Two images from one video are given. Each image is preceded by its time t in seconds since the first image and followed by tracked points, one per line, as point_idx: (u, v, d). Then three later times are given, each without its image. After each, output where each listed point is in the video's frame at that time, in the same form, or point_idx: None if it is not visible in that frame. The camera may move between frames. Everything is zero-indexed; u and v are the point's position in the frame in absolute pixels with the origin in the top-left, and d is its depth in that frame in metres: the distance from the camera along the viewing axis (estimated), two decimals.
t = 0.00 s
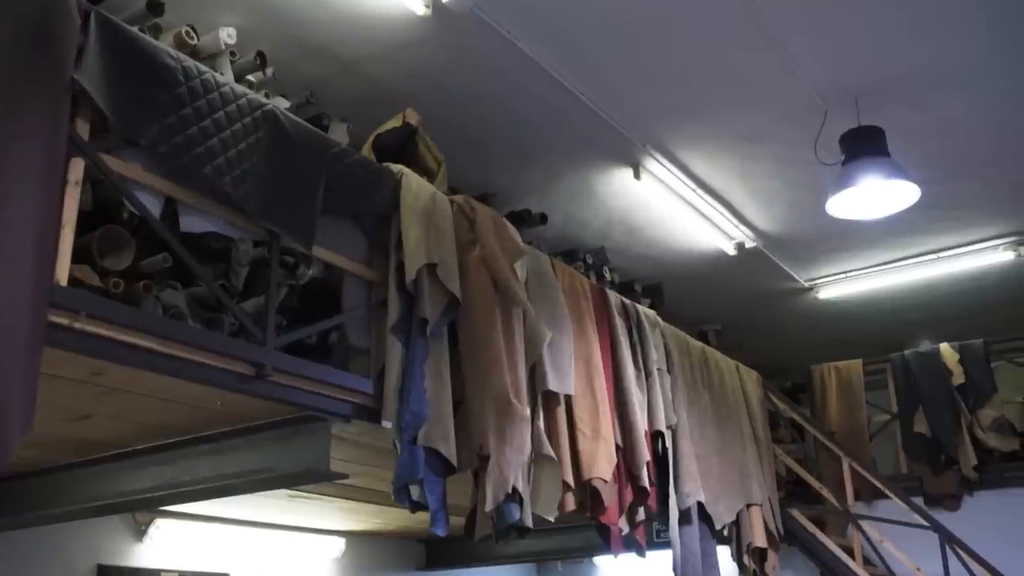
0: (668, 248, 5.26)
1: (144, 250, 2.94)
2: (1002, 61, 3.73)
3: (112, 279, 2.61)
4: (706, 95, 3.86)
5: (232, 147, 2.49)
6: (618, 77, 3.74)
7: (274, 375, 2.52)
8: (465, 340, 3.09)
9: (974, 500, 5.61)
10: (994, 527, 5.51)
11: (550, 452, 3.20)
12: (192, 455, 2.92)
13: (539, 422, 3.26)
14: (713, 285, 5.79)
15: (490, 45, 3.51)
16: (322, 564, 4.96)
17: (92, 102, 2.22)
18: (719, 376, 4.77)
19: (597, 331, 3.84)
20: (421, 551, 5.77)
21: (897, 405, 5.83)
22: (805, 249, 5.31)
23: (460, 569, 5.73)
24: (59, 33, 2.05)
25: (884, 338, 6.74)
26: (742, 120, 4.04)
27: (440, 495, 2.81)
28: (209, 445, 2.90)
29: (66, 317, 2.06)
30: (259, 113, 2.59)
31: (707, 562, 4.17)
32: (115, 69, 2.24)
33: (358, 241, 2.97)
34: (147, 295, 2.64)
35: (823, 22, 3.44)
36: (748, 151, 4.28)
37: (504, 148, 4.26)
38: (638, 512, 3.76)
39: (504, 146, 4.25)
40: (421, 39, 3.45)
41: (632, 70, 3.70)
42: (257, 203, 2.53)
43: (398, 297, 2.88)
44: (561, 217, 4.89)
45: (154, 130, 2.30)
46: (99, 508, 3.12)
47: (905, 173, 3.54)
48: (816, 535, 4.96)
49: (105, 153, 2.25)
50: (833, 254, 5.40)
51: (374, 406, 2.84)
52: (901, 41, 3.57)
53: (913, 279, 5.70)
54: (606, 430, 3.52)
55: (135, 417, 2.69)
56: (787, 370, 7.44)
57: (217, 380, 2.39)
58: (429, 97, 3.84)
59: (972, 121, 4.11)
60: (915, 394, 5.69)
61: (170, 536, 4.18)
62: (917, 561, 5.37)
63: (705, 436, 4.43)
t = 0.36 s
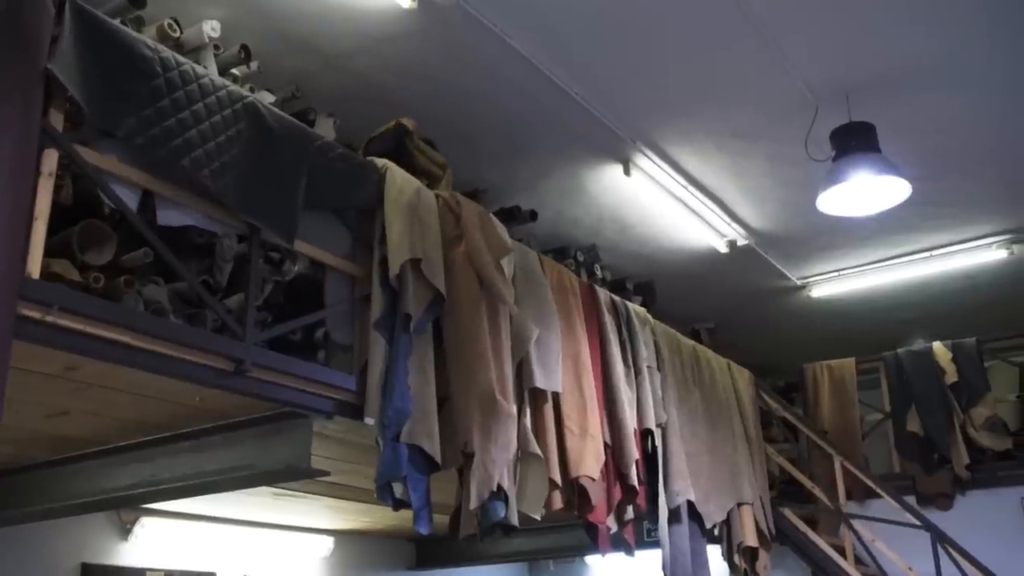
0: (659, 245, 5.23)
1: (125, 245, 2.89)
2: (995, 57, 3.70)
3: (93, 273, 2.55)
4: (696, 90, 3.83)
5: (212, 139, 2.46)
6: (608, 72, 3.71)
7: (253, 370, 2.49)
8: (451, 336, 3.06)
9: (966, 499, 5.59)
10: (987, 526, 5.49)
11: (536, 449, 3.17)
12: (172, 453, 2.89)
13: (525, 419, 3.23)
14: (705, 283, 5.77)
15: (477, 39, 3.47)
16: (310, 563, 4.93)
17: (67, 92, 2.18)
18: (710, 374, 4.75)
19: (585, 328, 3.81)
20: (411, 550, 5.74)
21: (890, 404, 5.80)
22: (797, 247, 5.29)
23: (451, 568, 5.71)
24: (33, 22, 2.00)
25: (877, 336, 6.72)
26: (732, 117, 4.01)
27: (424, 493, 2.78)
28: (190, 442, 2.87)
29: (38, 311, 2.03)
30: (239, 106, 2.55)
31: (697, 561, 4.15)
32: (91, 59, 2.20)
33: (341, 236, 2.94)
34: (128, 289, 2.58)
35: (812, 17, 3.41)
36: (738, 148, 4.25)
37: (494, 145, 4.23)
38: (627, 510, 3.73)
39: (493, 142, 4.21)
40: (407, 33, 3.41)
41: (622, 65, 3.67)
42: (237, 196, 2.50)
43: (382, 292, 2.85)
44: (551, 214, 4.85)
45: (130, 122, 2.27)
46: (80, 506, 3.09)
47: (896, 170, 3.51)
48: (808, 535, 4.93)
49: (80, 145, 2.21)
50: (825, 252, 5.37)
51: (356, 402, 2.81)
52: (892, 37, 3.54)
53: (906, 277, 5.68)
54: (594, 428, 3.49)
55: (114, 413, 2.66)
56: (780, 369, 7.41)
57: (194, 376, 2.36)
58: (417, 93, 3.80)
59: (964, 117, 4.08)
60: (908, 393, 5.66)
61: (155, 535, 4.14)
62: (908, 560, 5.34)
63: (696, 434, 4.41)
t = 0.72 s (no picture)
0: (652, 242, 5.20)
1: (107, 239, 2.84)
2: (989, 53, 3.67)
3: (74, 267, 2.50)
4: (687, 85, 3.80)
5: (191, 130, 2.42)
6: (598, 66, 3.67)
7: (233, 364, 2.45)
8: (436, 331, 3.03)
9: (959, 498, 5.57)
10: (980, 525, 5.46)
11: (523, 445, 3.14)
12: (154, 449, 2.85)
13: (512, 415, 3.20)
14: (697, 281, 5.74)
15: (465, 32, 3.44)
16: (299, 562, 4.90)
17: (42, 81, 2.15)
18: (702, 371, 4.72)
19: (575, 324, 3.77)
20: (402, 548, 5.70)
21: (883, 402, 5.77)
22: (790, 244, 5.25)
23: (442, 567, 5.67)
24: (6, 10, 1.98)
25: (871, 334, 6.69)
26: (724, 111, 3.98)
27: (408, 489, 2.75)
28: (172, 438, 2.83)
29: (10, 302, 2.00)
30: (220, 96, 2.52)
31: (688, 559, 4.12)
32: (67, 47, 2.16)
33: (324, 229, 2.90)
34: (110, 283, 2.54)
35: (804, 11, 3.38)
36: (730, 143, 4.21)
37: (483, 141, 4.20)
38: (616, 508, 3.70)
39: (483, 137, 4.18)
40: (394, 25, 3.38)
41: (612, 59, 3.63)
42: (217, 187, 2.46)
43: (366, 286, 2.82)
44: (542, 210, 4.82)
45: (107, 111, 2.23)
46: (62, 502, 3.05)
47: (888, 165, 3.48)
48: (800, 533, 4.89)
49: (55, 134, 2.17)
50: (819, 250, 5.34)
51: (340, 398, 2.77)
52: (885, 31, 3.51)
53: (900, 275, 5.65)
54: (583, 425, 3.46)
55: (93, 408, 2.62)
56: (774, 368, 7.38)
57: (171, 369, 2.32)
58: (405, 87, 3.77)
59: (957, 112, 4.05)
60: (901, 393, 5.64)
61: (142, 533, 4.10)
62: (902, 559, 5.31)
63: (687, 432, 4.38)
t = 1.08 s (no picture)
0: (644, 238, 5.16)
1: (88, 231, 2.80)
2: (983, 45, 3.63)
3: (53, 259, 2.47)
4: (678, 78, 3.76)
5: (169, 118, 2.38)
6: (588, 58, 3.63)
7: (212, 357, 2.41)
8: (421, 326, 2.99)
9: (953, 496, 5.53)
10: (974, 524, 5.43)
11: (510, 441, 3.10)
12: (133, 445, 2.81)
13: (499, 411, 3.16)
14: (690, 278, 5.69)
15: (453, 22, 3.40)
16: (287, 560, 4.85)
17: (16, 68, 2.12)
18: (694, 369, 4.68)
19: (564, 319, 3.73)
20: (392, 547, 5.66)
21: (877, 400, 5.73)
22: (783, 241, 5.22)
23: (433, 566, 5.62)
24: None
25: (866, 333, 6.66)
26: (715, 104, 3.94)
27: (392, 485, 2.71)
28: (153, 434, 2.78)
29: None
30: (200, 84, 2.48)
31: (680, 558, 4.09)
32: (41, 32, 2.11)
33: (308, 221, 2.86)
34: (91, 275, 2.51)
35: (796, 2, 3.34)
36: (722, 137, 4.17)
37: (473, 135, 4.16)
38: (606, 505, 3.66)
39: (472, 131, 4.13)
40: (381, 15, 3.34)
41: (602, 50, 3.59)
42: (196, 177, 2.42)
43: (350, 278, 2.78)
44: (534, 205, 4.78)
45: (83, 98, 2.19)
46: (42, 499, 3.01)
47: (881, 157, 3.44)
48: (793, 532, 4.85)
49: (29, 122, 2.13)
50: (813, 247, 5.30)
51: (323, 392, 2.73)
52: (877, 22, 3.47)
53: (895, 272, 5.62)
54: (572, 421, 3.42)
55: (71, 401, 2.59)
56: (768, 367, 7.35)
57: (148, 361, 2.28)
58: (393, 79, 3.73)
59: (951, 107, 4.01)
60: (895, 390, 5.60)
61: (126, 531, 4.05)
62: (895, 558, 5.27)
63: (679, 430, 4.34)
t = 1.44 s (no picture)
0: (636, 235, 5.11)
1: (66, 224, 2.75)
2: (977, 39, 3.59)
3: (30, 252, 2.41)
4: (668, 71, 3.71)
5: (145, 106, 2.33)
6: (577, 51, 3.58)
7: (188, 352, 2.36)
8: (406, 320, 2.94)
9: (947, 495, 5.49)
10: (968, 524, 5.39)
11: (496, 438, 3.05)
12: (111, 441, 2.76)
13: (486, 407, 3.11)
14: (683, 275, 5.65)
15: (440, 13, 3.35)
16: (275, 559, 4.80)
17: None
18: (686, 366, 4.63)
19: (553, 315, 3.69)
20: (382, 546, 5.62)
21: (871, 398, 5.69)
22: (776, 238, 5.18)
23: (423, 565, 5.58)
24: None
25: (861, 331, 6.62)
26: (707, 98, 3.90)
27: (374, 482, 2.66)
28: (129, 430, 2.74)
29: None
30: (177, 73, 2.44)
31: (670, 557, 4.05)
32: (11, 17, 2.06)
33: (289, 214, 2.81)
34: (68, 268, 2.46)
35: None
36: (714, 132, 4.13)
37: (462, 129, 4.11)
38: (595, 504, 3.61)
39: (461, 125, 4.08)
40: (367, 6, 3.29)
41: (592, 43, 3.55)
42: (173, 167, 2.37)
43: (332, 271, 2.73)
44: (525, 201, 4.74)
45: (55, 85, 2.13)
46: (19, 496, 2.96)
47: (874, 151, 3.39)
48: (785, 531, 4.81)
49: None
50: (806, 244, 5.26)
51: (304, 388, 2.68)
52: (870, 15, 3.42)
53: (889, 269, 5.57)
54: (560, 418, 3.37)
55: (46, 396, 2.54)
56: (762, 365, 7.31)
57: (122, 354, 2.23)
58: (381, 72, 3.68)
59: (945, 102, 3.97)
60: (889, 388, 5.55)
61: (110, 529, 4.00)
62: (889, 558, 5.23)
63: (670, 427, 4.30)
